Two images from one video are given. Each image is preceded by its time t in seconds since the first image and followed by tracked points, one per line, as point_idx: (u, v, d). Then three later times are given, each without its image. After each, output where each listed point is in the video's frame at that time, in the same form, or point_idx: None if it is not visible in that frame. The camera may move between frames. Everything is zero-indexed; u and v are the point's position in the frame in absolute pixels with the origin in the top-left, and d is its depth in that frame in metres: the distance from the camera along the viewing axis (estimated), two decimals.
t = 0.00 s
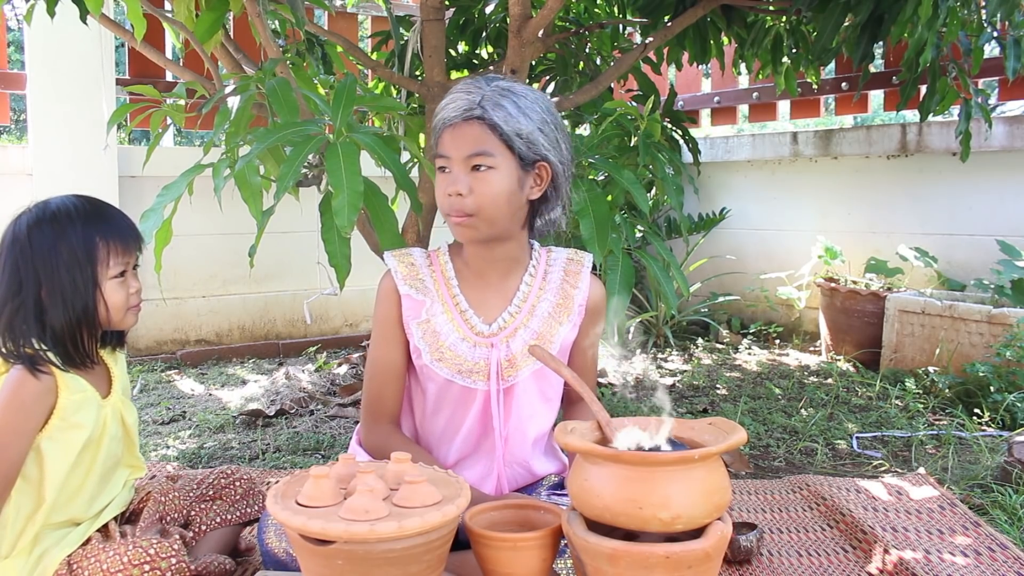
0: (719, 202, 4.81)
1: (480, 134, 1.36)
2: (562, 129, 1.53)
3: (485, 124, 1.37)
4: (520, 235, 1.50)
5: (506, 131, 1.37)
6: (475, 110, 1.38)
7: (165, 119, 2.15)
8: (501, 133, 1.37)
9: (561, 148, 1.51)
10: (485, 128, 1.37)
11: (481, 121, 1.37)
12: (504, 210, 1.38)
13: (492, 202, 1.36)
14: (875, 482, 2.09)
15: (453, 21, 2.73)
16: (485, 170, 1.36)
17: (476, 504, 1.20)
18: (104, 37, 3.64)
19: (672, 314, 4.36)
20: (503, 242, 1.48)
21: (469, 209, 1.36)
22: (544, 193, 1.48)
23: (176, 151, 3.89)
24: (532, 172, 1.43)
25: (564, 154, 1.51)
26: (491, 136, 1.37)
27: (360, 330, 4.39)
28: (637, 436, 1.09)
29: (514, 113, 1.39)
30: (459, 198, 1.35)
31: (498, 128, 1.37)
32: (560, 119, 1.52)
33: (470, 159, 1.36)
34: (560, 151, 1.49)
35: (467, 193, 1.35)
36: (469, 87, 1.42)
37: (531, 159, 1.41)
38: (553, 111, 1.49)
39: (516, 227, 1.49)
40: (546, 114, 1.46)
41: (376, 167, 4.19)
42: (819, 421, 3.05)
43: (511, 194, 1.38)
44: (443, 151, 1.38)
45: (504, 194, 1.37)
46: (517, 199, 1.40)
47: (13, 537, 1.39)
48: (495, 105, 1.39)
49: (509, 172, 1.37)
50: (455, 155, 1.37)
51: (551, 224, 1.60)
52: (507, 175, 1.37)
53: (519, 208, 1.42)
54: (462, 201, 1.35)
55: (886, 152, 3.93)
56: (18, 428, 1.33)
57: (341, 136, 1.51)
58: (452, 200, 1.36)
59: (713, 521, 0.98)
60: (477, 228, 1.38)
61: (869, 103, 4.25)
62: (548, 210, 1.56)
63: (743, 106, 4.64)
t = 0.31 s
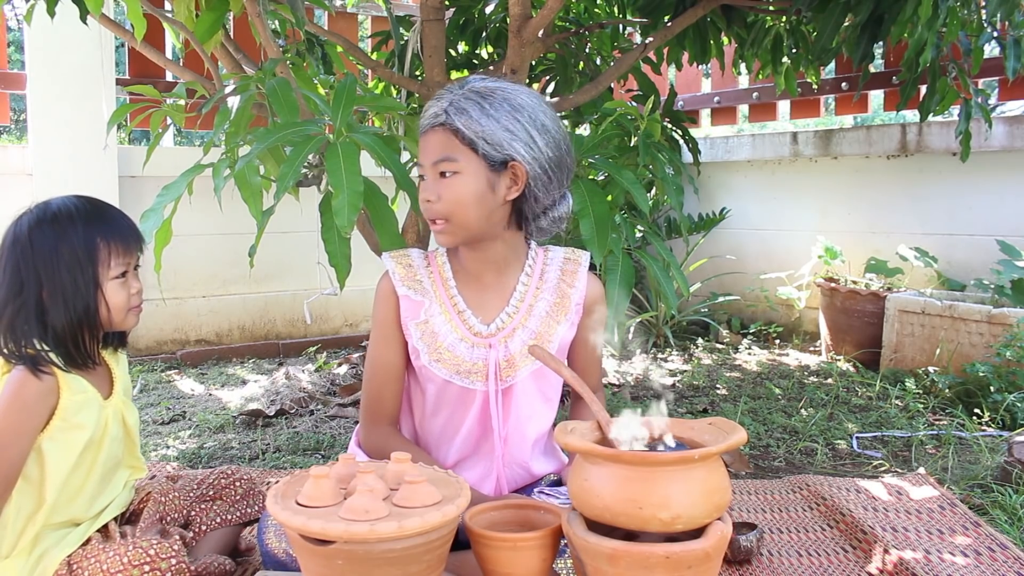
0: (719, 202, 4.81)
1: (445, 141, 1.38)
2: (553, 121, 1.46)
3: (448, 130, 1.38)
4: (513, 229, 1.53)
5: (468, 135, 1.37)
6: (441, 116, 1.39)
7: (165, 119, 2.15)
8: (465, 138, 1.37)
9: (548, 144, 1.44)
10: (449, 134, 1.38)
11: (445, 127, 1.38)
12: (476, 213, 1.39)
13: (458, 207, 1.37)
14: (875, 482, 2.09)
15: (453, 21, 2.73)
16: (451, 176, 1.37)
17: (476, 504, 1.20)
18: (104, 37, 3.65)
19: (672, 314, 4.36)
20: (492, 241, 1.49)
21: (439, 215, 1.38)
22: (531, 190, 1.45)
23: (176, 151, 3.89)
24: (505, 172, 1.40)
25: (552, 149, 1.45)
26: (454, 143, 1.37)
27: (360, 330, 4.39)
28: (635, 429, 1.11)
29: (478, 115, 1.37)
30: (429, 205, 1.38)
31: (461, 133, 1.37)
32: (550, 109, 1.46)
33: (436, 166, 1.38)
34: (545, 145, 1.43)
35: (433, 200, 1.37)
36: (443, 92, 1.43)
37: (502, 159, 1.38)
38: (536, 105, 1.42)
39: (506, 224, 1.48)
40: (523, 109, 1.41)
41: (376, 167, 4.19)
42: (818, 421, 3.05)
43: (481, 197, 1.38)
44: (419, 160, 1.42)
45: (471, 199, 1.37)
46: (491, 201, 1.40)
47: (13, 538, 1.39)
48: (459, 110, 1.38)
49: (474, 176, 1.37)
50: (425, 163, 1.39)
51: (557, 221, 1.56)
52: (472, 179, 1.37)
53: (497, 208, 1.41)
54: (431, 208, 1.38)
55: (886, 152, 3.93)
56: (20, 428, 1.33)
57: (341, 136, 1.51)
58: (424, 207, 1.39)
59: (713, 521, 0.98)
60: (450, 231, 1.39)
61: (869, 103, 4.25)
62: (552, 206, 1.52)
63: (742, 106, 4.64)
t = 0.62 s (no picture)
0: (719, 202, 4.81)
1: (432, 144, 1.38)
2: (544, 123, 1.44)
3: (435, 134, 1.38)
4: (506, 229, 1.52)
5: (454, 139, 1.37)
6: (429, 120, 1.40)
7: (165, 119, 2.15)
8: (451, 142, 1.37)
9: (538, 145, 1.43)
10: (436, 138, 1.39)
11: (433, 130, 1.39)
12: (464, 216, 1.39)
13: (446, 210, 1.38)
14: (875, 482, 2.09)
15: (453, 21, 2.73)
16: (438, 180, 1.38)
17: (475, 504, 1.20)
18: (104, 37, 3.65)
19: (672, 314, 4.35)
20: (487, 242, 1.49)
21: (428, 219, 1.39)
22: (522, 192, 1.44)
23: (176, 151, 3.89)
24: (493, 174, 1.40)
25: (543, 151, 1.43)
26: (441, 146, 1.38)
27: (360, 330, 4.39)
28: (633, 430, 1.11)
29: (465, 118, 1.37)
30: (418, 208, 1.39)
31: (447, 136, 1.37)
32: (541, 109, 1.45)
33: (425, 169, 1.39)
34: (535, 146, 1.42)
35: (423, 203, 1.39)
36: (434, 95, 1.44)
37: (489, 161, 1.38)
38: (526, 105, 1.41)
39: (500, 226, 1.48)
40: (511, 111, 1.39)
41: (376, 167, 4.19)
42: (818, 421, 3.05)
43: (470, 200, 1.38)
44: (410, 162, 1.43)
45: (458, 202, 1.38)
46: (479, 204, 1.40)
47: (13, 538, 1.39)
48: (447, 113, 1.38)
49: (462, 178, 1.37)
50: (415, 166, 1.41)
51: (553, 222, 1.54)
52: (459, 182, 1.37)
53: (486, 211, 1.42)
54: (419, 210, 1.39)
55: (886, 152, 3.93)
56: (20, 428, 1.33)
57: (341, 136, 1.51)
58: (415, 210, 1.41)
59: (714, 521, 0.98)
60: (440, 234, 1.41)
61: (869, 103, 4.25)
62: (547, 208, 1.51)
63: (742, 106, 4.64)
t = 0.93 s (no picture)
0: (719, 202, 4.81)
1: (426, 150, 1.38)
2: (537, 123, 1.44)
3: (429, 139, 1.38)
4: (505, 230, 1.52)
5: (449, 144, 1.37)
6: (422, 126, 1.40)
7: (165, 119, 2.15)
8: (446, 147, 1.37)
9: (532, 147, 1.42)
10: (430, 143, 1.38)
11: (426, 136, 1.39)
12: (460, 221, 1.39)
13: (441, 216, 1.38)
14: (875, 482, 2.09)
15: (453, 21, 2.73)
16: (434, 185, 1.38)
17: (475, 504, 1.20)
18: (104, 37, 3.65)
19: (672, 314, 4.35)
20: (486, 245, 1.49)
21: (425, 225, 1.39)
22: (519, 194, 1.44)
23: (176, 151, 3.89)
24: (489, 178, 1.39)
25: (537, 152, 1.43)
26: (433, 151, 1.38)
27: (360, 330, 4.39)
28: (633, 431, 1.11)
29: (458, 123, 1.37)
30: (415, 214, 1.40)
31: (441, 141, 1.37)
32: (535, 110, 1.44)
33: (421, 176, 1.39)
34: (530, 148, 1.42)
35: (420, 209, 1.39)
36: (426, 100, 1.43)
37: (484, 165, 1.38)
38: (519, 107, 1.41)
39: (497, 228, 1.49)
40: (504, 113, 1.39)
41: (376, 167, 4.19)
42: (818, 421, 3.05)
43: (466, 206, 1.39)
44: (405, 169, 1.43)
45: (454, 208, 1.38)
46: (475, 209, 1.40)
47: (13, 538, 1.39)
48: (440, 118, 1.38)
49: (457, 184, 1.37)
50: (411, 172, 1.41)
51: (550, 222, 1.54)
52: (455, 188, 1.37)
53: (481, 216, 1.42)
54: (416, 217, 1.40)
55: (886, 152, 3.93)
56: (22, 428, 1.34)
57: (341, 136, 1.51)
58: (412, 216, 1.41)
59: (713, 521, 0.98)
60: (437, 239, 1.41)
61: (869, 103, 4.25)
62: (544, 208, 1.51)
63: (743, 106, 4.64)
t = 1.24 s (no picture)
0: (719, 202, 4.81)
1: (427, 151, 1.39)
2: (536, 123, 1.43)
3: (429, 141, 1.38)
4: (502, 232, 1.51)
5: (449, 145, 1.37)
6: (422, 127, 1.40)
7: (165, 119, 2.15)
8: (446, 149, 1.37)
9: (531, 147, 1.42)
10: (430, 145, 1.39)
11: (426, 137, 1.39)
12: (460, 222, 1.40)
13: (441, 217, 1.38)
14: (875, 482, 2.09)
15: (453, 21, 2.73)
16: (435, 187, 1.38)
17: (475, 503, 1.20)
18: (104, 37, 3.65)
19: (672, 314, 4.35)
20: (485, 245, 1.49)
21: (425, 225, 1.40)
22: (519, 195, 1.44)
23: (176, 151, 3.89)
24: (489, 179, 1.40)
25: (536, 152, 1.43)
26: (434, 153, 1.38)
27: (360, 330, 4.39)
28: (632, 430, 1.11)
29: (458, 124, 1.37)
30: (415, 215, 1.40)
31: (441, 143, 1.37)
32: (535, 110, 1.44)
33: (421, 177, 1.39)
34: (530, 148, 1.42)
35: (420, 211, 1.39)
36: (425, 101, 1.43)
37: (485, 167, 1.38)
38: (518, 107, 1.40)
39: (496, 229, 1.49)
40: (503, 114, 1.39)
41: (376, 167, 4.19)
42: (818, 421, 3.05)
43: (465, 207, 1.39)
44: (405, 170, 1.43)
45: (454, 209, 1.38)
46: (474, 210, 1.40)
47: (13, 538, 1.39)
48: (439, 120, 1.38)
49: (457, 186, 1.37)
50: (411, 173, 1.41)
51: (550, 220, 1.54)
52: (455, 189, 1.38)
53: (480, 217, 1.42)
54: (416, 218, 1.40)
55: (886, 152, 3.93)
56: (21, 428, 1.34)
57: (341, 136, 1.51)
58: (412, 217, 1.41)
59: (713, 521, 0.98)
60: (436, 239, 1.41)
61: (869, 103, 4.25)
62: (544, 208, 1.51)
63: (743, 106, 4.64)
